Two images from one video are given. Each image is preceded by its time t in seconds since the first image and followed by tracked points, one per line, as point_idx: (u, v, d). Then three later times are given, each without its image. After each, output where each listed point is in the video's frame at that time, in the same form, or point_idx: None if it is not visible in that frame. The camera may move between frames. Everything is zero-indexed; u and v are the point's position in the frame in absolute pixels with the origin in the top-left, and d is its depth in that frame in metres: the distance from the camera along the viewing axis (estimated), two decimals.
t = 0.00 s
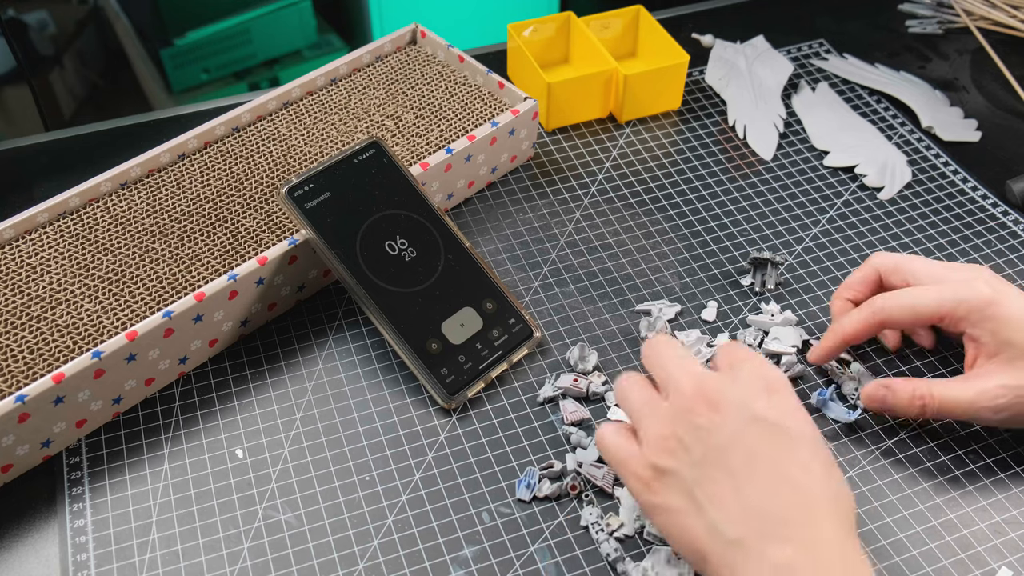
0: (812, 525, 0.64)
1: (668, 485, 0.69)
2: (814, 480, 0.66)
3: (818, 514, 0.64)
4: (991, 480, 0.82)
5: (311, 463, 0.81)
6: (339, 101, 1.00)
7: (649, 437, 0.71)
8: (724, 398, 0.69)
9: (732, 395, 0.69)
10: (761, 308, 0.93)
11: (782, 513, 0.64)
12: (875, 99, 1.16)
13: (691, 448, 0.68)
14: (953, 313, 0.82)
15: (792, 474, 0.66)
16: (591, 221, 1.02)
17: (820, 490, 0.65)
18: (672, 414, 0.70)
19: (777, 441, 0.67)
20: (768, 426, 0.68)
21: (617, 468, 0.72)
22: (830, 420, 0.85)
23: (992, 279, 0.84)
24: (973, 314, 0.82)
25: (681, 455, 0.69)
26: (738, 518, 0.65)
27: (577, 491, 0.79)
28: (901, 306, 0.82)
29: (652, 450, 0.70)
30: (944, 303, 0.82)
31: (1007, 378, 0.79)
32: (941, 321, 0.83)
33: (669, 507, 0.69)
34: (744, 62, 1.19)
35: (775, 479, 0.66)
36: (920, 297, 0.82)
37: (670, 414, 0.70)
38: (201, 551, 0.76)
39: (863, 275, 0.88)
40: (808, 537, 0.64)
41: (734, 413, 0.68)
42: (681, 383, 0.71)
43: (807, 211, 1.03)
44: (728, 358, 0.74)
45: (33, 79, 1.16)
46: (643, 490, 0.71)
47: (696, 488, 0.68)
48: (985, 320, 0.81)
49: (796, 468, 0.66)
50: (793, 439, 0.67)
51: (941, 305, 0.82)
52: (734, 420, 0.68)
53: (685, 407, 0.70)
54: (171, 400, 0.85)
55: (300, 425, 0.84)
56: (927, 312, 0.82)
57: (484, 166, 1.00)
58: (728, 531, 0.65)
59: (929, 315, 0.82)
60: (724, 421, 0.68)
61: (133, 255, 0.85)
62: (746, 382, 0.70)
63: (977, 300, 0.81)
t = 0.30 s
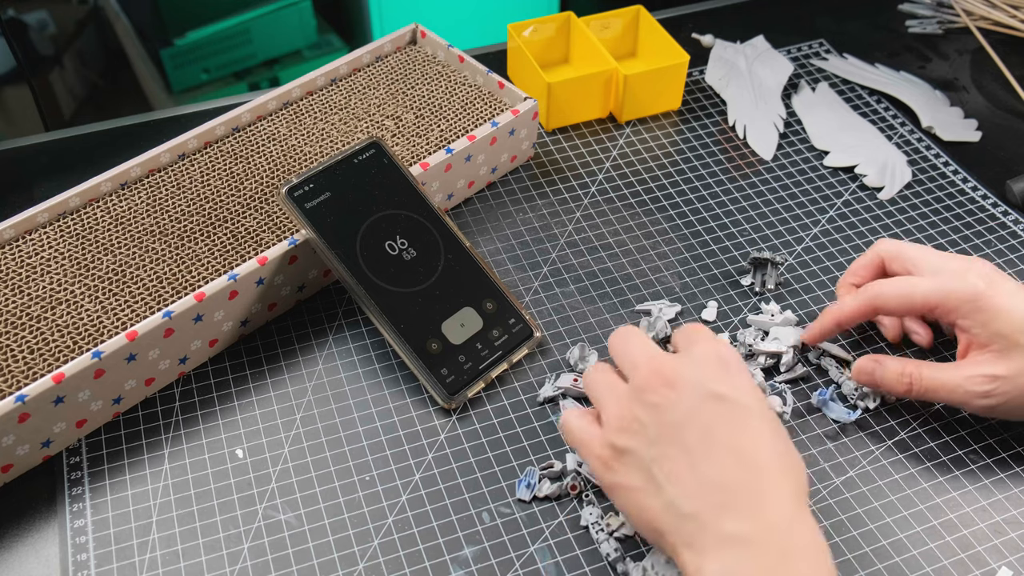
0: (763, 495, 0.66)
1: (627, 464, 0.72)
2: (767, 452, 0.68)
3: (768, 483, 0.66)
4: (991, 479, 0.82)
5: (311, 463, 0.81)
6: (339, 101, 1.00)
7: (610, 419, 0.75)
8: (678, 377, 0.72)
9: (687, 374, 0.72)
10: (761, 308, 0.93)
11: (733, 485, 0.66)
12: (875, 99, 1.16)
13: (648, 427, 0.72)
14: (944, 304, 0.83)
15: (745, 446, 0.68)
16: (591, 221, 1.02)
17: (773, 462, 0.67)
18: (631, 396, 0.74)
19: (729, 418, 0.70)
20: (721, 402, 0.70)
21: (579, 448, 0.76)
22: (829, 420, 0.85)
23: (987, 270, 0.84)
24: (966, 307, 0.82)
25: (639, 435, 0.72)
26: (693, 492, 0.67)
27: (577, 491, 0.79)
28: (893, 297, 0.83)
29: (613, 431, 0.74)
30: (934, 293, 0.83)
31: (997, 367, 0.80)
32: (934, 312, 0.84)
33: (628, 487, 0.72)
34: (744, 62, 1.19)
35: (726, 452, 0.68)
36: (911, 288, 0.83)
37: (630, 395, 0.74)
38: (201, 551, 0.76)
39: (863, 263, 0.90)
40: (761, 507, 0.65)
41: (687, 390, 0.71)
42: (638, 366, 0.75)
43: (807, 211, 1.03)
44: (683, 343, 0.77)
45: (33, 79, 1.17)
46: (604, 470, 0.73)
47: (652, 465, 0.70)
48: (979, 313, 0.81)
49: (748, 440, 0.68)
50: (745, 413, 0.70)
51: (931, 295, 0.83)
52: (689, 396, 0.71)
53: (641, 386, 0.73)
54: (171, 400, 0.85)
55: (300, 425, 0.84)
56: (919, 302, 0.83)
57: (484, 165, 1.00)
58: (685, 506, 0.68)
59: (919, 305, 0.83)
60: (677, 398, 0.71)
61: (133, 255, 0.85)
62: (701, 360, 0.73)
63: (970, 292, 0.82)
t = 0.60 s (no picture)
0: (741, 516, 0.67)
1: (604, 490, 0.72)
2: (744, 475, 0.69)
3: (745, 504, 0.67)
4: (991, 479, 0.82)
5: (311, 463, 0.81)
6: (339, 101, 1.00)
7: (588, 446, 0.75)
8: (656, 398, 0.74)
9: (665, 397, 0.74)
10: (761, 308, 0.93)
11: (710, 507, 0.67)
12: (875, 99, 1.16)
13: (627, 450, 0.72)
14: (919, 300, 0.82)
15: (722, 467, 0.69)
16: (591, 221, 1.02)
17: (750, 484, 0.69)
18: (611, 421, 0.75)
19: (707, 440, 0.71)
20: (699, 424, 0.72)
21: (557, 476, 0.75)
22: (829, 420, 0.85)
23: (965, 269, 0.84)
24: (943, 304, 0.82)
25: (618, 460, 0.72)
26: (672, 516, 0.68)
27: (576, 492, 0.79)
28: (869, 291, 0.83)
29: (591, 456, 0.74)
30: (911, 287, 0.82)
31: (969, 363, 0.80)
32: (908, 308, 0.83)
33: (606, 512, 0.71)
34: (744, 62, 1.19)
35: (704, 473, 0.69)
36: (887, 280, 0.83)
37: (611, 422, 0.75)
38: (201, 551, 0.76)
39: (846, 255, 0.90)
40: (739, 533, 0.66)
41: (665, 411, 0.73)
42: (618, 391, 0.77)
43: (807, 211, 1.03)
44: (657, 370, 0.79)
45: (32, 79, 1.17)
46: (581, 497, 0.73)
47: (630, 488, 0.70)
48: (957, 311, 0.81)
49: (725, 461, 0.70)
50: (722, 435, 0.72)
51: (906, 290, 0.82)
52: (668, 419, 0.72)
53: (620, 411, 0.75)
54: (172, 400, 0.85)
55: (300, 425, 0.84)
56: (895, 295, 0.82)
57: (484, 165, 1.00)
58: (663, 529, 0.68)
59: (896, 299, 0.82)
60: (656, 420, 0.73)
61: (133, 255, 0.85)
62: (679, 382, 0.75)
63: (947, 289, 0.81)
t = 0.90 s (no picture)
0: (759, 483, 0.67)
1: (615, 466, 0.72)
2: (756, 441, 0.69)
3: (761, 470, 0.68)
4: (991, 479, 0.82)
5: (311, 463, 0.81)
6: (339, 101, 1.00)
7: (593, 427, 0.74)
8: (661, 376, 0.73)
9: (665, 372, 0.73)
10: (761, 308, 0.93)
11: (728, 475, 0.67)
12: (875, 99, 1.16)
13: (635, 427, 0.72)
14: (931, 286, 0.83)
15: (735, 435, 0.69)
16: (591, 221, 1.02)
17: (763, 449, 0.69)
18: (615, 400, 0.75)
19: (716, 410, 0.71)
20: (706, 395, 0.71)
21: (555, 466, 0.75)
22: (829, 420, 0.85)
23: (976, 259, 0.84)
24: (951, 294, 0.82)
25: (626, 438, 0.72)
26: (691, 486, 0.68)
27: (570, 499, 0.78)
28: (879, 274, 0.84)
29: (598, 436, 0.74)
30: (921, 272, 0.83)
31: (969, 363, 0.80)
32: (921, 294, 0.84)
33: (619, 488, 0.71)
34: (744, 62, 1.19)
35: (718, 444, 0.69)
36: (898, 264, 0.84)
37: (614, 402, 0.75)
38: (201, 551, 0.76)
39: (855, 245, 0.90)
40: (759, 497, 0.67)
41: (671, 386, 0.72)
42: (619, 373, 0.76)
43: (807, 211, 1.03)
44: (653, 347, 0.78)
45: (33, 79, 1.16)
46: (591, 476, 0.72)
47: (644, 463, 0.70)
48: (965, 299, 0.81)
49: (736, 428, 0.70)
50: (729, 404, 0.71)
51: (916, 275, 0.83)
52: (675, 393, 0.72)
53: (622, 389, 0.74)
54: (171, 400, 0.85)
55: (300, 425, 0.84)
56: (905, 279, 0.83)
57: (484, 165, 1.00)
58: (684, 499, 0.68)
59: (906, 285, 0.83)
60: (662, 395, 0.72)
61: (133, 255, 0.85)
62: (677, 354, 0.74)
63: (958, 278, 0.82)
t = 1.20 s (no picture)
0: (734, 479, 0.66)
1: (594, 477, 0.72)
2: (730, 437, 0.69)
3: (737, 466, 0.67)
4: (992, 479, 0.82)
5: (311, 463, 0.81)
6: (339, 101, 1.00)
7: (574, 439, 0.75)
8: (629, 385, 0.74)
9: (635, 378, 0.74)
10: (761, 308, 0.93)
11: (703, 475, 0.67)
12: (875, 99, 1.16)
13: (610, 439, 0.73)
14: (940, 273, 0.83)
15: (708, 435, 0.69)
16: (591, 221, 1.02)
17: (738, 445, 0.68)
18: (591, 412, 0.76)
19: (686, 411, 0.71)
20: (676, 396, 0.72)
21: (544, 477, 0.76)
22: (829, 420, 0.85)
23: (988, 251, 0.84)
24: (960, 282, 0.82)
25: (604, 451, 0.73)
26: (667, 490, 0.68)
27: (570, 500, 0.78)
28: (890, 262, 0.85)
29: (578, 450, 0.74)
30: (932, 259, 0.84)
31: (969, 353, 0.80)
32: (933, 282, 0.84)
33: (602, 501, 0.71)
34: (744, 62, 1.19)
35: (691, 444, 0.69)
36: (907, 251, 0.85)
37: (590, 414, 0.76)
38: (201, 551, 0.76)
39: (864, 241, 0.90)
40: (735, 493, 0.66)
41: (640, 392, 0.73)
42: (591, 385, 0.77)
43: (807, 211, 1.03)
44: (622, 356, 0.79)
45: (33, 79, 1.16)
46: (573, 492, 0.73)
47: (620, 473, 0.71)
48: (972, 286, 0.82)
49: (708, 427, 0.70)
50: (700, 403, 0.71)
51: (926, 263, 0.84)
52: (644, 399, 0.73)
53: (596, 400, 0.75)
54: (172, 400, 0.85)
55: (300, 425, 0.84)
56: (916, 267, 0.84)
57: (484, 166, 1.00)
58: (661, 506, 0.68)
59: (917, 273, 0.84)
60: (631, 402, 0.73)
61: (133, 255, 0.85)
62: (645, 363, 0.76)
63: (967, 265, 0.82)
